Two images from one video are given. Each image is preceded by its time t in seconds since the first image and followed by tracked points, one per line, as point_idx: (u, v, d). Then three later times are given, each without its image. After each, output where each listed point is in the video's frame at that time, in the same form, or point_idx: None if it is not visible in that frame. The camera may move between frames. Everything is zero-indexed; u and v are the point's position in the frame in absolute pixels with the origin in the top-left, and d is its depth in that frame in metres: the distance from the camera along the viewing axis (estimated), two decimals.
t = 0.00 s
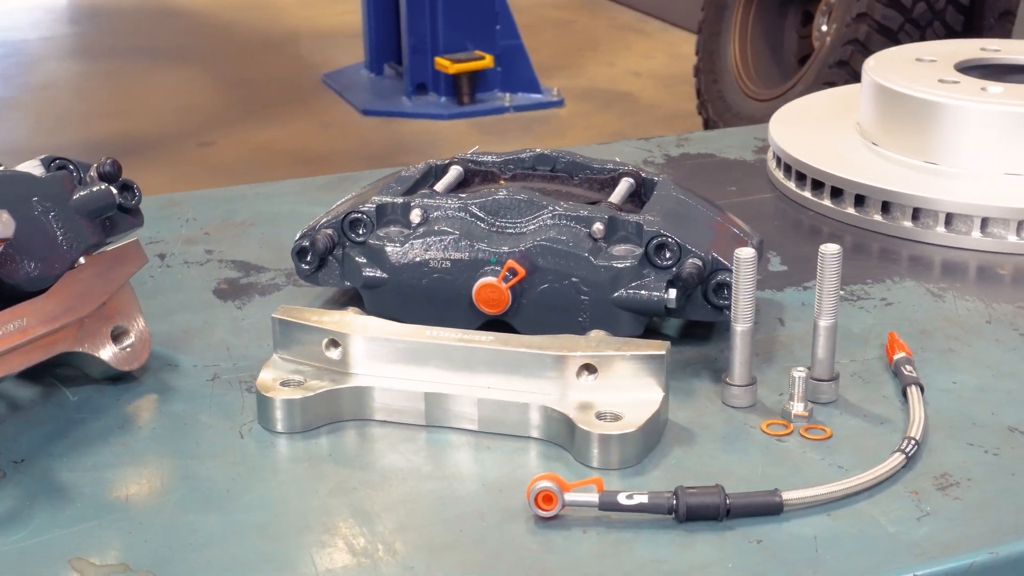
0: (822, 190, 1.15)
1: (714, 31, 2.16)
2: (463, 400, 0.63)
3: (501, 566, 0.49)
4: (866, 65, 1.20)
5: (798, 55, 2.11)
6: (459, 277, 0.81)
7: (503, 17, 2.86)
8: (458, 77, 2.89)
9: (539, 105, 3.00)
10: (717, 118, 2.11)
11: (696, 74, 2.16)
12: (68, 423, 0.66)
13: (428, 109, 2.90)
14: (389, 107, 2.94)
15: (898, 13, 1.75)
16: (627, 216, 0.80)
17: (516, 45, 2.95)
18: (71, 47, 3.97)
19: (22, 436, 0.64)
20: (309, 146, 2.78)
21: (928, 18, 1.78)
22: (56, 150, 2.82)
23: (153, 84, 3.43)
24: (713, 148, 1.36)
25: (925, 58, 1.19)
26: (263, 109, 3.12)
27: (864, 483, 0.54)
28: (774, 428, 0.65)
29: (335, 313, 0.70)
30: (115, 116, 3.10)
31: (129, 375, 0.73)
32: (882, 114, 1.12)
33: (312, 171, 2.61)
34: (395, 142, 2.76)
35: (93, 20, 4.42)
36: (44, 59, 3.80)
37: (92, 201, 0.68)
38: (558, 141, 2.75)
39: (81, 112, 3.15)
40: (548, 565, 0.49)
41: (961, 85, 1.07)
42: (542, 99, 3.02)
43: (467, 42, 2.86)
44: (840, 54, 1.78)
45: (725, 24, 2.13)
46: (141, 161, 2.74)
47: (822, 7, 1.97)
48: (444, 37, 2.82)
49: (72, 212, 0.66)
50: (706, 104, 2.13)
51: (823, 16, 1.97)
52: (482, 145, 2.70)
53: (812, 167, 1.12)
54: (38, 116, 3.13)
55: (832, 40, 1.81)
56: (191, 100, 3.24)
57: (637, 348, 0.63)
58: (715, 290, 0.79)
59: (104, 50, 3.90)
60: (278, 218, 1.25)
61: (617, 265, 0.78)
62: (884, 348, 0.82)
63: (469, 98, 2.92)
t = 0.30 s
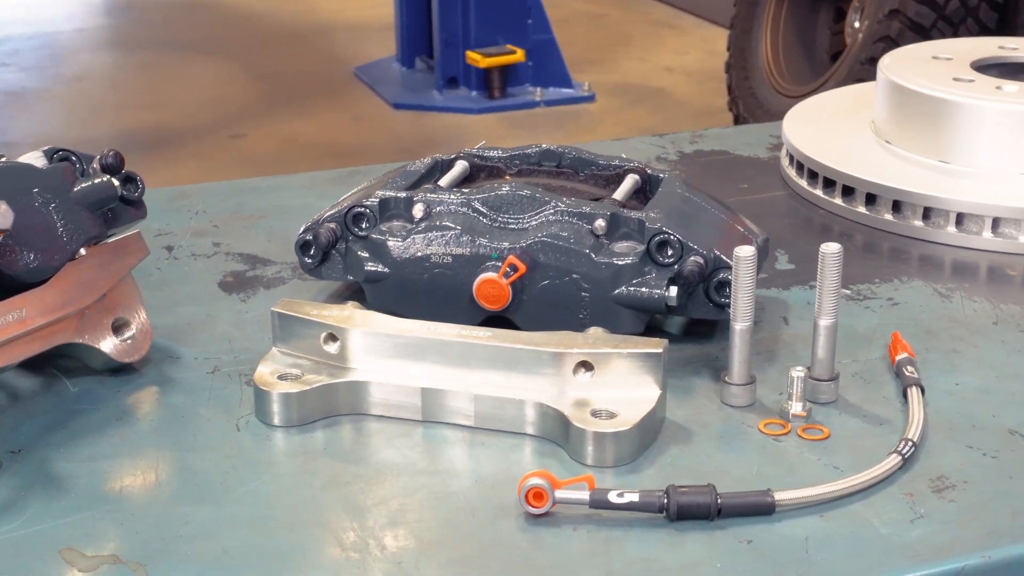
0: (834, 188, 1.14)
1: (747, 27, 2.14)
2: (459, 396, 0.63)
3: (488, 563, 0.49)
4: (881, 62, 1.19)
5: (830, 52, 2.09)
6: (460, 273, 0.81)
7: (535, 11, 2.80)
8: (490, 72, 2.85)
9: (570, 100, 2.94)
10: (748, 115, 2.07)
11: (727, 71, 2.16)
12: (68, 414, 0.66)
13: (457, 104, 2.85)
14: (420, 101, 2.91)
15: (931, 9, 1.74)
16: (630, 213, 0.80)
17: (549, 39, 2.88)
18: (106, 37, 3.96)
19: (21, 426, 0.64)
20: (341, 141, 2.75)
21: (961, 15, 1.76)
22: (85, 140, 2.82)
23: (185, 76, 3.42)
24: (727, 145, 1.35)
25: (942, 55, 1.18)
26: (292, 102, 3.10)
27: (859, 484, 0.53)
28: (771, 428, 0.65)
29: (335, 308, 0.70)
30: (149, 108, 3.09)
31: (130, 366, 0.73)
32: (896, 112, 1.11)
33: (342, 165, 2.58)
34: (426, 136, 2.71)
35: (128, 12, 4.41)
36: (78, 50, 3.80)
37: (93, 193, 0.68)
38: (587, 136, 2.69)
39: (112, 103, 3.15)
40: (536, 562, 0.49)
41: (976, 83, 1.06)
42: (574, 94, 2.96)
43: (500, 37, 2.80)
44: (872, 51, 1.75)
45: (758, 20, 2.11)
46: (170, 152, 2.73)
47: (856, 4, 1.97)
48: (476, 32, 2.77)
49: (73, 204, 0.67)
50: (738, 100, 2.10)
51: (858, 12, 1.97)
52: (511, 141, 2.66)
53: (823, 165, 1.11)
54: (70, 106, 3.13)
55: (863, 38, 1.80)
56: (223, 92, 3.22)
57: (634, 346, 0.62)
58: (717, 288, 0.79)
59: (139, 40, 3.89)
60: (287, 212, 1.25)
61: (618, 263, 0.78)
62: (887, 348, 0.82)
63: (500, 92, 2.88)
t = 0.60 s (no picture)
0: (846, 186, 1.14)
1: (783, 23, 2.14)
2: (456, 391, 0.63)
3: (478, 561, 0.49)
4: (897, 60, 1.18)
5: (864, 49, 2.07)
6: (462, 268, 0.81)
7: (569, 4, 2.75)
8: (522, 65, 2.80)
9: (603, 95, 2.89)
10: (779, 111, 2.03)
11: (760, 67, 2.12)
12: (68, 405, 0.67)
13: (490, 98, 2.80)
14: (452, 94, 2.84)
15: (965, 6, 1.71)
16: (632, 210, 0.80)
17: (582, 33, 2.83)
18: (143, 29, 3.94)
19: (21, 416, 0.65)
20: (374, 134, 2.71)
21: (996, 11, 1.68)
22: (118, 132, 2.81)
23: (219, 67, 3.39)
24: (741, 142, 1.34)
25: (959, 53, 1.17)
26: (323, 94, 3.05)
27: (854, 485, 0.53)
28: (770, 427, 0.65)
29: (335, 302, 0.70)
30: (186, 100, 3.07)
31: (132, 358, 0.73)
32: (911, 110, 1.10)
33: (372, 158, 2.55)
34: (460, 130, 2.66)
35: (163, 3, 4.41)
36: (114, 42, 3.78)
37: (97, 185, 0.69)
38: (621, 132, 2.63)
39: (147, 95, 3.13)
40: (525, 559, 0.49)
41: (992, 82, 1.05)
42: (606, 89, 2.91)
43: (533, 31, 2.75)
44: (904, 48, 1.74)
45: (791, 15, 2.12)
46: (203, 144, 2.71)
47: None
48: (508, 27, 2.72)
49: (75, 196, 0.67)
50: (769, 96, 2.07)
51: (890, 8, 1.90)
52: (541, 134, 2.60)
53: (836, 162, 1.11)
54: (105, 97, 3.12)
55: (896, 35, 1.78)
56: (256, 84, 3.19)
57: (632, 343, 0.62)
58: (720, 285, 0.79)
59: (175, 33, 3.86)
60: (297, 205, 1.25)
61: (620, 259, 0.78)
62: (892, 348, 0.81)
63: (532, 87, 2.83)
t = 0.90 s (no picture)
0: (859, 184, 1.13)
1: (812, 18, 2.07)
2: (453, 387, 0.63)
3: (467, 558, 0.49)
4: (913, 57, 1.17)
5: (897, 45, 2.03)
6: (464, 263, 0.81)
7: None
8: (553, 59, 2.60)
9: (634, 91, 2.71)
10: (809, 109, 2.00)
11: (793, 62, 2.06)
12: (69, 396, 0.67)
13: (519, 92, 2.62)
14: (483, 88, 2.68)
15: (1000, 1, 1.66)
16: (635, 206, 0.80)
17: (614, 28, 2.60)
18: (171, 16, 3.93)
19: (22, 408, 0.66)
20: (404, 130, 2.62)
21: None
22: (151, 125, 2.74)
23: (252, 59, 3.29)
24: (756, 139, 1.34)
25: (976, 51, 1.16)
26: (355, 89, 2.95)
27: (849, 485, 0.53)
28: (769, 426, 0.64)
29: (336, 296, 0.71)
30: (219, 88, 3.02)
31: (135, 350, 0.74)
32: (925, 108, 1.10)
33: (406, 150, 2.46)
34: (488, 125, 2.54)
35: None
36: (138, 26, 3.78)
37: (98, 178, 0.69)
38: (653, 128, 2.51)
39: (181, 87, 3.05)
40: (514, 557, 0.49)
41: (1007, 80, 1.04)
42: (637, 83, 2.73)
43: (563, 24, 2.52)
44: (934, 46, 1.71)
45: (824, 10, 2.06)
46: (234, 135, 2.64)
47: None
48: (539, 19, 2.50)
49: (76, 189, 0.68)
50: (800, 93, 2.03)
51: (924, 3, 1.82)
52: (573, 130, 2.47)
53: (848, 160, 1.10)
54: (140, 89, 3.03)
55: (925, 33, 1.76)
56: (290, 77, 3.09)
57: (630, 341, 0.62)
58: (724, 283, 0.78)
59: (209, 24, 3.74)
60: (308, 199, 1.26)
61: (622, 256, 0.77)
62: (896, 348, 0.80)
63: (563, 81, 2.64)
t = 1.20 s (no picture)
0: (872, 183, 1.12)
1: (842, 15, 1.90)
2: (451, 382, 0.63)
3: (457, 554, 0.49)
4: (929, 54, 1.16)
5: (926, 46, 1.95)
6: (467, 259, 0.81)
7: None
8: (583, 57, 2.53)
9: (662, 87, 2.61)
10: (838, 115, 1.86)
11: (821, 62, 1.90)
12: (70, 388, 0.68)
13: (550, 88, 2.55)
14: (513, 85, 2.60)
15: None
16: (638, 203, 0.79)
17: (645, 24, 2.54)
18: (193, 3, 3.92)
19: (23, 399, 0.66)
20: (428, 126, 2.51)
21: None
22: (182, 121, 2.65)
23: (282, 55, 3.18)
24: (770, 137, 1.33)
25: (993, 48, 1.15)
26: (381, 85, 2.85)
27: (845, 486, 0.52)
28: (768, 425, 0.64)
29: (336, 290, 0.71)
30: (248, 77, 2.99)
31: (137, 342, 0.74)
32: (939, 106, 1.09)
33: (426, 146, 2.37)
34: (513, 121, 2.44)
35: None
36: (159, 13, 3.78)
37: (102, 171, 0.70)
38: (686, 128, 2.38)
39: (211, 81, 2.96)
40: (503, 555, 0.49)
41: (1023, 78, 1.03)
42: (667, 81, 2.63)
43: (595, 23, 2.47)
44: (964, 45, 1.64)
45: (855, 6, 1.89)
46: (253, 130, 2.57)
47: None
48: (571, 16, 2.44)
49: (79, 180, 0.68)
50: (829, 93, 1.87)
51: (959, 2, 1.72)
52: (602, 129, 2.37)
53: (861, 159, 1.09)
54: (156, 76, 3.02)
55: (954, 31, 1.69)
56: (320, 73, 2.99)
57: (628, 339, 0.62)
58: (727, 281, 0.78)
59: (242, 20, 3.60)
60: (317, 193, 1.26)
61: (625, 253, 0.77)
62: (900, 348, 0.80)
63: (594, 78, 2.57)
